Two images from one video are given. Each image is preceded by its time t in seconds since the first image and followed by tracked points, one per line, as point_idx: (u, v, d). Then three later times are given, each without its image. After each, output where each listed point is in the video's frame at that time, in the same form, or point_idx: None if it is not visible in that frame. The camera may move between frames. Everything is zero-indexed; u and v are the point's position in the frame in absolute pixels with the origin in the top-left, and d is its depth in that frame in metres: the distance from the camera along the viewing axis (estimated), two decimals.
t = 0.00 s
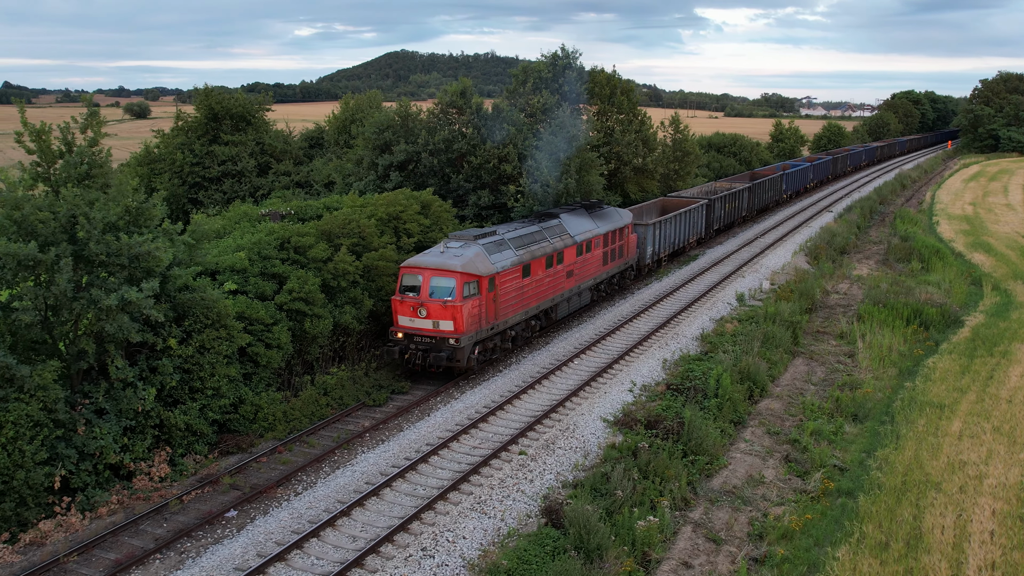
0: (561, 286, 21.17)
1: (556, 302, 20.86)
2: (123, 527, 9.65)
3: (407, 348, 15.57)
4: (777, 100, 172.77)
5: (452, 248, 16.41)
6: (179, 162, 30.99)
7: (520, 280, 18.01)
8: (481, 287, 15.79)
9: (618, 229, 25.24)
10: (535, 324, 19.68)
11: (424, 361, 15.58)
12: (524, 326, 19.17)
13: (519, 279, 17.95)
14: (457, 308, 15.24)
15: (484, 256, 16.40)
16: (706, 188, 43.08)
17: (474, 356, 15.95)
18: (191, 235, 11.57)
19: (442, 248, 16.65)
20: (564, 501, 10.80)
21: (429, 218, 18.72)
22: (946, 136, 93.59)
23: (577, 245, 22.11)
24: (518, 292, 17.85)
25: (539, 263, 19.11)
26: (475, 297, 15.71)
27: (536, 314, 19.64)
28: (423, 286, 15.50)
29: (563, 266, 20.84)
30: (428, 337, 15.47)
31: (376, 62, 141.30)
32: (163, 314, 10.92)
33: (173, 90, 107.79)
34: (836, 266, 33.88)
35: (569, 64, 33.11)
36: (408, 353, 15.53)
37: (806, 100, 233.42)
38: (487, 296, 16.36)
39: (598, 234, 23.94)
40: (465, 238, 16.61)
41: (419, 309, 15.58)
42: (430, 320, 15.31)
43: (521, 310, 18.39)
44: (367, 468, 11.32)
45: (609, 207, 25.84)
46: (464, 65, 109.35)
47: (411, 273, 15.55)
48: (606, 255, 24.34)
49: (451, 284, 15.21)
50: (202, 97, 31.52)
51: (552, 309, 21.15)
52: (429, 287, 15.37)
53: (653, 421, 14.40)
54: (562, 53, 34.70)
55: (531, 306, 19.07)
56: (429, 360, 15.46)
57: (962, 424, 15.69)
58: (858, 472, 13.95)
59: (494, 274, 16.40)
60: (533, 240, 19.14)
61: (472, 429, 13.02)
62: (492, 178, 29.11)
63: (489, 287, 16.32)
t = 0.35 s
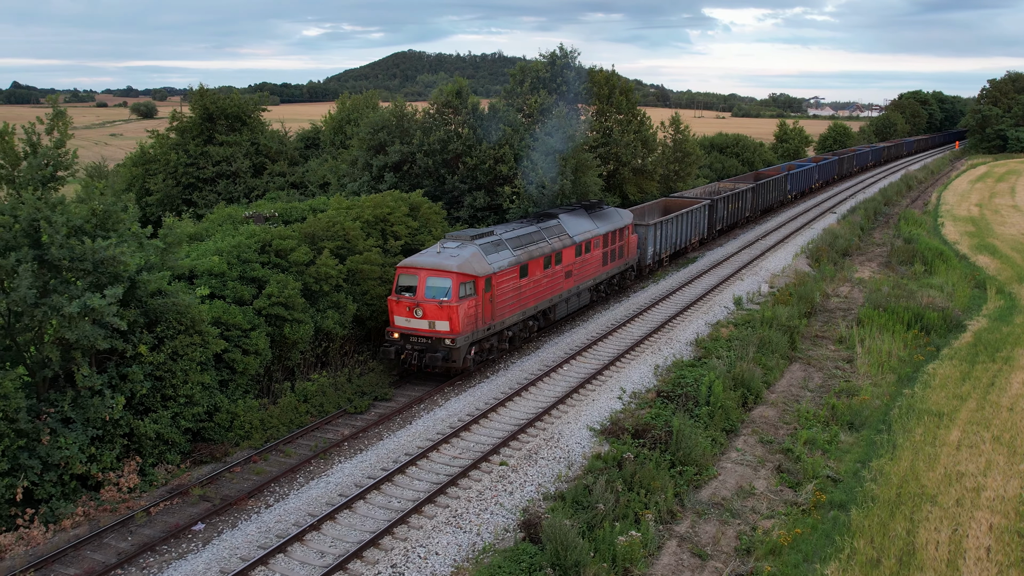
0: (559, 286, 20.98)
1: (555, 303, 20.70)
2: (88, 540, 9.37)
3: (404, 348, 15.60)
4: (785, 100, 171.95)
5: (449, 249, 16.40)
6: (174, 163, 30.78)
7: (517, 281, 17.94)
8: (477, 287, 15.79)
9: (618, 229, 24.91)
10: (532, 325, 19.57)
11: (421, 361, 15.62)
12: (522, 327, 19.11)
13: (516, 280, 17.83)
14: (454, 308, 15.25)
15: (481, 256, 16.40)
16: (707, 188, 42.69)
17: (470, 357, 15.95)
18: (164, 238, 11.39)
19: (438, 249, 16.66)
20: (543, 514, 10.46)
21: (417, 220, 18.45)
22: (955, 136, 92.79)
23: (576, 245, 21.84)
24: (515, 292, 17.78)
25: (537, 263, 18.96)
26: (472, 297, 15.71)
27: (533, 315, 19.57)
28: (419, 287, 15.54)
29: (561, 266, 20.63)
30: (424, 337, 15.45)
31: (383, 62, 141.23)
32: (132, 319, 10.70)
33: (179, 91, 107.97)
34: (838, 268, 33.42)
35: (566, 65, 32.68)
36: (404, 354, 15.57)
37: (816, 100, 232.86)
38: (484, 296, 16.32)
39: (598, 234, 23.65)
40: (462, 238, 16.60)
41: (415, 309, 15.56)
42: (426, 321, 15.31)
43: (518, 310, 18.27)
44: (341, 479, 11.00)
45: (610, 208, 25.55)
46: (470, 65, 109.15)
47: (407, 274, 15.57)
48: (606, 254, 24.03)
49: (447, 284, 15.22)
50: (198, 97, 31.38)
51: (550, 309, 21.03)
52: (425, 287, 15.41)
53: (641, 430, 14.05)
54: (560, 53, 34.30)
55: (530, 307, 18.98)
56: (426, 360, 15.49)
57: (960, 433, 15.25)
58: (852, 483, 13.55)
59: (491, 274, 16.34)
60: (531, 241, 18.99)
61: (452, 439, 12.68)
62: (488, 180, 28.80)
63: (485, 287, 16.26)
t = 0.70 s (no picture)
0: (558, 286, 20.78)
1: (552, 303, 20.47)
2: (47, 555, 9.07)
3: (399, 348, 15.70)
4: (792, 100, 170.90)
5: (445, 249, 16.50)
6: (168, 164, 30.55)
7: (514, 281, 17.87)
8: (472, 287, 15.84)
9: (617, 229, 24.52)
10: (529, 325, 19.59)
11: (417, 361, 15.71)
12: (519, 327, 19.06)
13: (513, 281, 17.78)
14: (449, 308, 15.32)
15: (477, 257, 16.47)
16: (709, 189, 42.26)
17: (466, 357, 16.00)
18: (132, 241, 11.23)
19: (435, 249, 16.75)
20: (521, 529, 10.13)
21: (404, 223, 18.17)
22: (964, 136, 91.92)
23: (575, 245, 21.51)
24: (512, 292, 17.73)
25: (535, 263, 18.85)
26: (467, 297, 15.75)
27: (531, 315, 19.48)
28: (415, 287, 15.64)
29: (559, 266, 20.39)
30: (419, 338, 15.57)
31: (390, 62, 141.17)
32: (99, 325, 10.49)
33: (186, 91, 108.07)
34: (839, 271, 32.94)
35: (565, 64, 32.29)
36: (400, 354, 15.67)
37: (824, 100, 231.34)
38: (480, 296, 16.35)
39: (598, 234, 23.34)
40: (458, 238, 16.66)
41: (410, 310, 15.65)
42: (421, 321, 15.41)
43: (516, 310, 18.17)
44: (313, 492, 10.69)
45: (611, 208, 25.22)
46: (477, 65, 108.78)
47: (404, 274, 15.68)
48: (607, 254, 23.72)
49: (443, 285, 15.31)
50: (192, 97, 31.16)
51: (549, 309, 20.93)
52: (421, 288, 15.52)
53: (627, 439, 13.69)
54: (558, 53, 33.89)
55: (528, 308, 18.88)
56: (422, 360, 15.58)
57: (959, 443, 14.76)
58: (844, 494, 13.13)
59: (487, 274, 16.37)
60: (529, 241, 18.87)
61: (432, 448, 12.36)
62: (483, 182, 28.48)
63: (481, 287, 16.30)
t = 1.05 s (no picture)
0: (556, 287, 20.52)
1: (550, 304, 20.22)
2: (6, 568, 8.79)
3: (395, 349, 15.71)
4: (800, 100, 169.95)
5: (442, 249, 16.48)
6: (162, 165, 30.33)
7: (511, 281, 17.74)
8: (469, 288, 15.83)
9: (617, 230, 24.14)
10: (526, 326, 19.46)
11: (412, 362, 15.68)
12: (517, 328, 18.96)
13: (510, 281, 17.63)
14: (444, 309, 15.33)
15: (473, 257, 16.43)
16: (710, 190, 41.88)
17: (461, 358, 16.00)
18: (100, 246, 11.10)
19: (432, 248, 16.73)
20: (498, 544, 9.79)
21: (391, 226, 17.89)
22: (972, 136, 90.97)
23: (574, 246, 21.18)
24: (509, 293, 17.60)
25: (532, 264, 18.62)
26: (463, 298, 15.74)
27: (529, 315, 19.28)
28: (410, 287, 15.65)
29: (558, 267, 20.12)
30: (415, 338, 15.56)
31: (397, 62, 141.18)
32: (65, 332, 10.30)
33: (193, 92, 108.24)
34: (840, 274, 32.51)
35: (564, 63, 31.95)
36: (395, 354, 15.65)
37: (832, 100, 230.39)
38: (477, 296, 16.32)
39: (598, 234, 23.04)
40: (454, 238, 16.63)
41: (406, 310, 15.67)
42: (417, 321, 15.42)
43: (513, 311, 18.03)
44: (284, 504, 10.39)
45: (611, 209, 24.89)
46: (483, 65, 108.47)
47: (400, 274, 15.71)
48: (606, 255, 23.42)
49: (439, 285, 15.34)
50: (187, 97, 30.96)
51: (547, 310, 20.82)
52: (417, 288, 15.55)
53: (613, 449, 13.35)
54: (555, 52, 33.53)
55: (526, 309, 18.62)
56: (416, 361, 15.55)
57: (957, 453, 14.33)
58: (836, 506, 12.73)
59: (483, 275, 16.34)
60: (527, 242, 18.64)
61: (410, 458, 12.04)
62: (477, 183, 28.19)
63: (478, 288, 16.27)
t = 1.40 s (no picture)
0: (555, 288, 20.16)
1: (548, 304, 19.87)
2: None
3: (392, 349, 15.49)
4: (807, 100, 168.98)
5: (439, 249, 16.22)
6: (155, 165, 30.09)
7: (510, 282, 17.44)
8: (465, 288, 15.58)
9: (616, 230, 23.74)
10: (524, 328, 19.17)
11: (409, 362, 15.46)
12: (514, 329, 18.68)
13: (508, 282, 17.33)
14: (441, 309, 15.09)
15: (470, 257, 16.15)
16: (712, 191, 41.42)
17: (458, 358, 15.78)
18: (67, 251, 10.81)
19: (429, 249, 16.48)
20: (471, 561, 9.46)
21: (377, 229, 17.58)
22: (981, 137, 90.04)
23: (574, 247, 20.81)
24: (507, 293, 17.31)
25: (531, 264, 18.29)
26: (460, 298, 15.48)
27: (527, 316, 18.94)
28: (407, 288, 15.45)
29: (557, 268, 19.78)
30: (411, 338, 15.33)
31: (404, 62, 141.10)
32: (29, 340, 10.05)
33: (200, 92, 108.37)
34: (842, 277, 32.02)
35: (561, 63, 31.61)
36: (392, 355, 15.43)
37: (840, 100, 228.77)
38: (474, 297, 16.05)
39: (598, 235, 22.67)
40: (451, 238, 16.35)
41: (403, 310, 15.46)
42: (413, 322, 15.20)
43: (511, 311, 17.74)
44: (253, 517, 10.09)
45: (612, 209, 24.50)
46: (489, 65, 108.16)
47: (396, 274, 15.54)
48: (606, 256, 23.05)
49: (435, 285, 15.12)
50: (181, 97, 30.72)
51: (546, 310, 20.55)
52: (413, 288, 15.35)
53: (597, 459, 13.00)
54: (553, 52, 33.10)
55: (524, 310, 18.27)
56: (413, 361, 15.30)
57: (954, 464, 13.88)
58: (828, 520, 12.31)
59: (480, 275, 16.05)
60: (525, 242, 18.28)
61: (387, 469, 11.71)
62: (472, 184, 27.81)
63: (475, 288, 16.00)
